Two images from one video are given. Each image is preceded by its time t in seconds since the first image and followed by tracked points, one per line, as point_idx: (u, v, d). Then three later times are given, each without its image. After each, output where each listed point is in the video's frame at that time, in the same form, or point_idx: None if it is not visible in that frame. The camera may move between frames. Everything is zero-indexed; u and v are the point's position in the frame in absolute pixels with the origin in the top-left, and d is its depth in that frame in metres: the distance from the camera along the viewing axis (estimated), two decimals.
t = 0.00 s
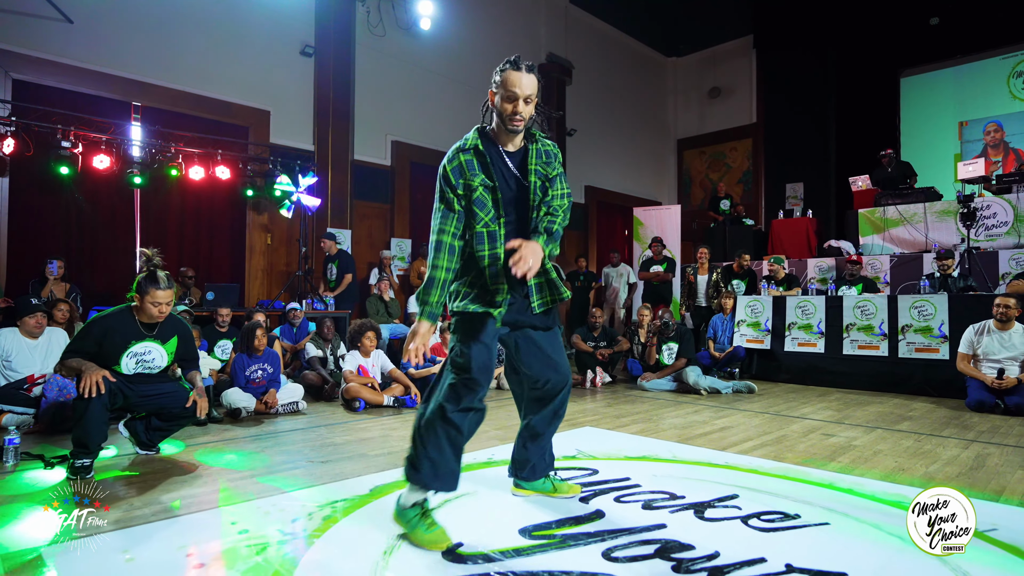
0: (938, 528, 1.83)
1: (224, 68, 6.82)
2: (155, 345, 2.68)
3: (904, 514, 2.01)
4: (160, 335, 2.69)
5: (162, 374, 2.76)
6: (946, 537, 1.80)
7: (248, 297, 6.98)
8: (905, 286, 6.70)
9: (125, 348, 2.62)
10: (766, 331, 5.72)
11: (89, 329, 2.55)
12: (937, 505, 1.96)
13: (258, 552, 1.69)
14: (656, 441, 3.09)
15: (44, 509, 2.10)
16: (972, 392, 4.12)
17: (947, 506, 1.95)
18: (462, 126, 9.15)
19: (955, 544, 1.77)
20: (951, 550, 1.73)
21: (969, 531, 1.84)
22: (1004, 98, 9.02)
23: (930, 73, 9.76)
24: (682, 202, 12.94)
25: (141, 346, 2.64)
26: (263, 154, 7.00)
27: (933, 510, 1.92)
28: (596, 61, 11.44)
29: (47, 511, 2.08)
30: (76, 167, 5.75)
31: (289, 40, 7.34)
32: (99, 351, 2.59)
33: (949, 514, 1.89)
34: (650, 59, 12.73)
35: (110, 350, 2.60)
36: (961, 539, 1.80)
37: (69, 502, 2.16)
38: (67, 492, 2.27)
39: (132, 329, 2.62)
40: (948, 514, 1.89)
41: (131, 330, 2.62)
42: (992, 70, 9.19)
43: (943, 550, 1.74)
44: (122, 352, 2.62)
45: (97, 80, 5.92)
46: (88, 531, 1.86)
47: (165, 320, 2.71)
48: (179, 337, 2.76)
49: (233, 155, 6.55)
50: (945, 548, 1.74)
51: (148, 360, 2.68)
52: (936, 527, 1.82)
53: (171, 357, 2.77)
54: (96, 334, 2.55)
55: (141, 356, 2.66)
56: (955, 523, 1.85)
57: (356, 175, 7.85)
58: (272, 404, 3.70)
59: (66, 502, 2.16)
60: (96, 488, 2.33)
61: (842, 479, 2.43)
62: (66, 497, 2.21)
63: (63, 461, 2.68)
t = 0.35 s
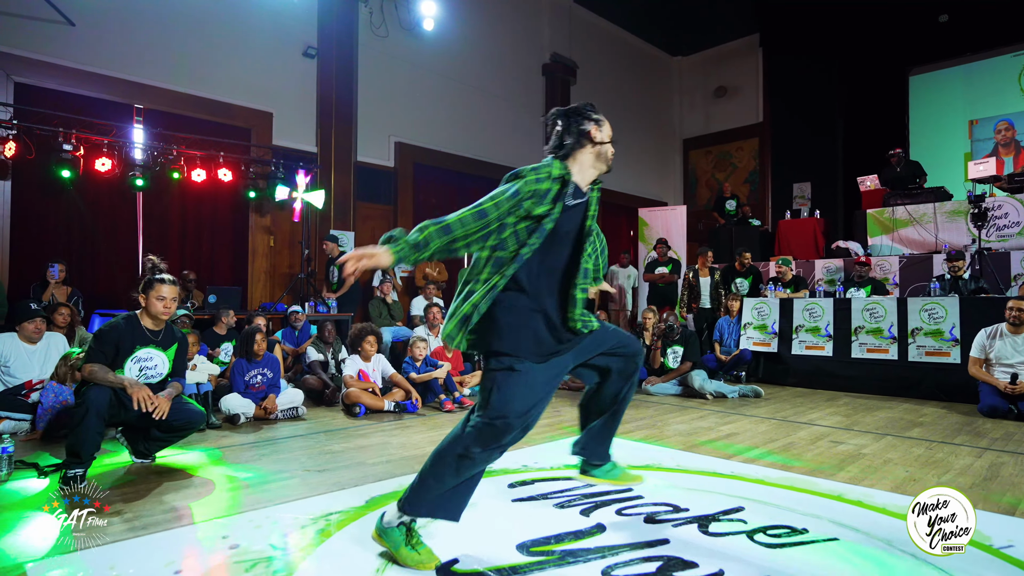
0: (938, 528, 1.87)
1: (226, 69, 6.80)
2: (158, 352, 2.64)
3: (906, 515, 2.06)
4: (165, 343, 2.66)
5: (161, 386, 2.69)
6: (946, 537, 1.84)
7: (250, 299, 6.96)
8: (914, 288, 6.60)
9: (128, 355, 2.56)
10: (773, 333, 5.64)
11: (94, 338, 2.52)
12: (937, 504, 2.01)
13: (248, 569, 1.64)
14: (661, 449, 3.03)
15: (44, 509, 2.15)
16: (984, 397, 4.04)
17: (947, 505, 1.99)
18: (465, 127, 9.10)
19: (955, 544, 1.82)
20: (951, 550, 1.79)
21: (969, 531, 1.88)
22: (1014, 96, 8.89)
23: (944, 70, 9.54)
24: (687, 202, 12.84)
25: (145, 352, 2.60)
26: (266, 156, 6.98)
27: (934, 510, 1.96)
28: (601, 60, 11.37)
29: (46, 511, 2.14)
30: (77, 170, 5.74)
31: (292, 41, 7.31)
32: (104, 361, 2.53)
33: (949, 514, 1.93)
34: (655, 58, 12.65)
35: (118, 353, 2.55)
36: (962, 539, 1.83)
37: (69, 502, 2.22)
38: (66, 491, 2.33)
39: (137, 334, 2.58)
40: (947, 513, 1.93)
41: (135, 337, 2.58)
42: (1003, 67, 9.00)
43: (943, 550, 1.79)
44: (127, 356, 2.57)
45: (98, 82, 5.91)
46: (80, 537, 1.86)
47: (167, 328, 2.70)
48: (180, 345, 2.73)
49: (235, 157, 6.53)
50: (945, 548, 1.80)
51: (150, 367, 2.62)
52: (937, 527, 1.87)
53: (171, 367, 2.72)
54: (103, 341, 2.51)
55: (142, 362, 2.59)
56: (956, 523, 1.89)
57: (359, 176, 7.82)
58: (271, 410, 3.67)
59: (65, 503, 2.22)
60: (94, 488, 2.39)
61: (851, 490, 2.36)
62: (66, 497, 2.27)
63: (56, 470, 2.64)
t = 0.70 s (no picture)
0: (939, 528, 1.98)
1: (229, 72, 6.80)
2: (156, 359, 2.59)
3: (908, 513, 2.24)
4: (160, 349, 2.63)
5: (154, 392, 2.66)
6: (946, 537, 1.94)
7: (254, 301, 6.96)
8: (924, 291, 6.49)
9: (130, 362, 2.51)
10: (779, 337, 5.57)
11: (94, 346, 2.43)
12: (938, 505, 2.20)
13: None
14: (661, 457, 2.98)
15: (46, 509, 2.22)
16: (995, 404, 3.95)
17: (947, 506, 2.19)
18: (470, 128, 9.06)
19: (955, 544, 1.91)
20: (950, 550, 1.86)
21: (968, 531, 1.99)
22: None
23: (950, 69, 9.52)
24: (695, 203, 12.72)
25: (145, 359, 2.54)
26: (269, 158, 6.97)
27: (934, 511, 2.13)
28: (607, 60, 11.30)
29: (48, 511, 2.21)
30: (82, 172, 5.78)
31: (296, 43, 7.31)
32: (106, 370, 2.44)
33: (949, 514, 2.09)
34: (662, 58, 12.56)
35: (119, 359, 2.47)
36: (961, 539, 1.93)
37: (68, 502, 2.26)
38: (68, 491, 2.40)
39: (139, 340, 2.53)
40: (947, 514, 2.09)
41: (136, 344, 2.52)
42: (1017, 66, 8.92)
43: (943, 548, 1.88)
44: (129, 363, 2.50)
45: (103, 85, 5.93)
46: (66, 547, 1.86)
47: (161, 334, 2.66)
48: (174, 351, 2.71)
49: (238, 160, 6.53)
50: (945, 548, 1.87)
51: (149, 373, 2.56)
52: (937, 528, 1.97)
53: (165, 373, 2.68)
54: (107, 348, 2.43)
55: (143, 370, 2.53)
56: (956, 524, 2.01)
57: (363, 178, 7.80)
58: (269, 416, 3.67)
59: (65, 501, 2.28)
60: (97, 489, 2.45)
61: (855, 503, 2.30)
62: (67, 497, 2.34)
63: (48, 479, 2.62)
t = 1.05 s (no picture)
0: (938, 528, 1.98)
1: (200, 68, 6.68)
2: (111, 356, 2.53)
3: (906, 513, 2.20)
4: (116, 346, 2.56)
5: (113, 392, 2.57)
6: (946, 537, 1.94)
7: (226, 302, 6.86)
8: (892, 291, 6.63)
9: (81, 361, 2.46)
10: (751, 337, 5.66)
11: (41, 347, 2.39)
12: (937, 504, 2.17)
13: None
14: (630, 457, 3.00)
15: (45, 509, 2.21)
16: (956, 402, 4.05)
17: (947, 506, 2.16)
18: (448, 127, 9.04)
19: (955, 544, 1.91)
20: (950, 550, 1.87)
21: (968, 530, 2.00)
22: (992, 100, 9.00)
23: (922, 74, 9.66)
24: (672, 204, 12.83)
25: (99, 357, 2.49)
26: (242, 157, 6.86)
27: (933, 510, 2.11)
28: (586, 61, 11.35)
29: (47, 511, 2.21)
30: (46, 169, 5.63)
31: (270, 40, 7.22)
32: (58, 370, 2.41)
33: (949, 514, 2.08)
34: (640, 60, 12.67)
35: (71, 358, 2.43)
36: (961, 539, 1.94)
37: (68, 503, 2.28)
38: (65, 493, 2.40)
39: (89, 338, 2.48)
40: (947, 514, 2.08)
41: (86, 342, 2.47)
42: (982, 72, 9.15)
43: (943, 549, 1.88)
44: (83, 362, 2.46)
45: (69, 80, 5.79)
46: (14, 555, 1.80)
47: (117, 329, 2.61)
48: (133, 347, 2.65)
49: (209, 158, 6.41)
50: (945, 548, 1.88)
51: (104, 372, 2.50)
52: (937, 528, 1.97)
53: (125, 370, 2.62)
54: (55, 348, 2.38)
55: (98, 367, 2.48)
56: (955, 523, 2.01)
57: (339, 177, 7.73)
58: (237, 418, 3.64)
59: (66, 502, 2.29)
60: (95, 488, 2.45)
61: (816, 501, 2.33)
62: (66, 498, 2.34)
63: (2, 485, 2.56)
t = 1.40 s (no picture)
0: (939, 528, 1.97)
1: (176, 63, 6.58)
2: (75, 349, 2.51)
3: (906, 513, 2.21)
4: (81, 338, 2.53)
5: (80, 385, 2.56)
6: (946, 537, 1.92)
7: (204, 300, 6.77)
8: (866, 290, 6.77)
9: (44, 354, 2.44)
10: (729, 335, 5.72)
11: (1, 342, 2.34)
12: (938, 505, 2.16)
13: None
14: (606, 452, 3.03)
15: (44, 509, 2.15)
16: (926, 397, 4.15)
17: (947, 506, 2.15)
18: (429, 125, 9.00)
19: (955, 544, 1.89)
20: (950, 549, 1.85)
21: (969, 531, 1.97)
22: (963, 103, 9.26)
23: (896, 78, 9.90)
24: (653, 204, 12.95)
25: (62, 350, 2.47)
26: (220, 154, 6.77)
27: (934, 511, 2.10)
28: (567, 61, 11.40)
29: (47, 510, 2.15)
30: (15, 165, 5.49)
31: (248, 35, 7.12)
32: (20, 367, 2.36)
33: (949, 515, 2.06)
34: (621, 60, 12.74)
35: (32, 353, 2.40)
36: (961, 539, 1.91)
37: (68, 502, 2.21)
38: (63, 492, 2.33)
39: (50, 331, 2.45)
40: (948, 514, 2.06)
41: (47, 335, 2.44)
42: (953, 76, 9.40)
43: (943, 549, 1.86)
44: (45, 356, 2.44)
45: (39, 75, 5.66)
46: None
47: (82, 320, 2.57)
48: (100, 339, 2.61)
49: (186, 155, 6.32)
50: (945, 548, 1.86)
51: (68, 364, 2.50)
52: (937, 528, 1.95)
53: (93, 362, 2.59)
54: (15, 344, 2.34)
55: (62, 361, 2.48)
56: (955, 523, 1.99)
57: (319, 175, 7.67)
58: (214, 416, 3.59)
59: (65, 502, 2.22)
60: (95, 488, 2.38)
61: (789, 493, 2.38)
62: (66, 497, 2.27)
63: None
